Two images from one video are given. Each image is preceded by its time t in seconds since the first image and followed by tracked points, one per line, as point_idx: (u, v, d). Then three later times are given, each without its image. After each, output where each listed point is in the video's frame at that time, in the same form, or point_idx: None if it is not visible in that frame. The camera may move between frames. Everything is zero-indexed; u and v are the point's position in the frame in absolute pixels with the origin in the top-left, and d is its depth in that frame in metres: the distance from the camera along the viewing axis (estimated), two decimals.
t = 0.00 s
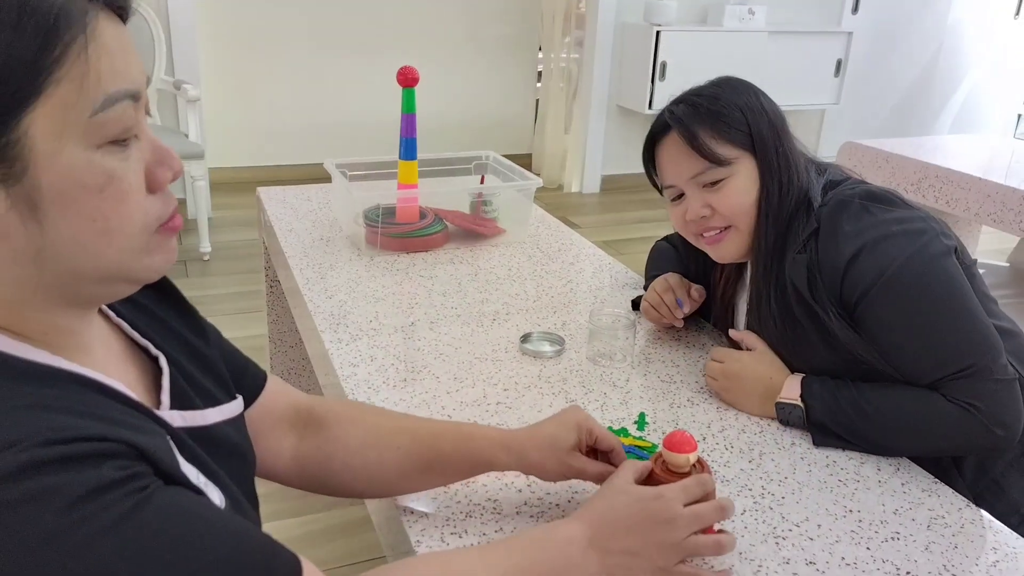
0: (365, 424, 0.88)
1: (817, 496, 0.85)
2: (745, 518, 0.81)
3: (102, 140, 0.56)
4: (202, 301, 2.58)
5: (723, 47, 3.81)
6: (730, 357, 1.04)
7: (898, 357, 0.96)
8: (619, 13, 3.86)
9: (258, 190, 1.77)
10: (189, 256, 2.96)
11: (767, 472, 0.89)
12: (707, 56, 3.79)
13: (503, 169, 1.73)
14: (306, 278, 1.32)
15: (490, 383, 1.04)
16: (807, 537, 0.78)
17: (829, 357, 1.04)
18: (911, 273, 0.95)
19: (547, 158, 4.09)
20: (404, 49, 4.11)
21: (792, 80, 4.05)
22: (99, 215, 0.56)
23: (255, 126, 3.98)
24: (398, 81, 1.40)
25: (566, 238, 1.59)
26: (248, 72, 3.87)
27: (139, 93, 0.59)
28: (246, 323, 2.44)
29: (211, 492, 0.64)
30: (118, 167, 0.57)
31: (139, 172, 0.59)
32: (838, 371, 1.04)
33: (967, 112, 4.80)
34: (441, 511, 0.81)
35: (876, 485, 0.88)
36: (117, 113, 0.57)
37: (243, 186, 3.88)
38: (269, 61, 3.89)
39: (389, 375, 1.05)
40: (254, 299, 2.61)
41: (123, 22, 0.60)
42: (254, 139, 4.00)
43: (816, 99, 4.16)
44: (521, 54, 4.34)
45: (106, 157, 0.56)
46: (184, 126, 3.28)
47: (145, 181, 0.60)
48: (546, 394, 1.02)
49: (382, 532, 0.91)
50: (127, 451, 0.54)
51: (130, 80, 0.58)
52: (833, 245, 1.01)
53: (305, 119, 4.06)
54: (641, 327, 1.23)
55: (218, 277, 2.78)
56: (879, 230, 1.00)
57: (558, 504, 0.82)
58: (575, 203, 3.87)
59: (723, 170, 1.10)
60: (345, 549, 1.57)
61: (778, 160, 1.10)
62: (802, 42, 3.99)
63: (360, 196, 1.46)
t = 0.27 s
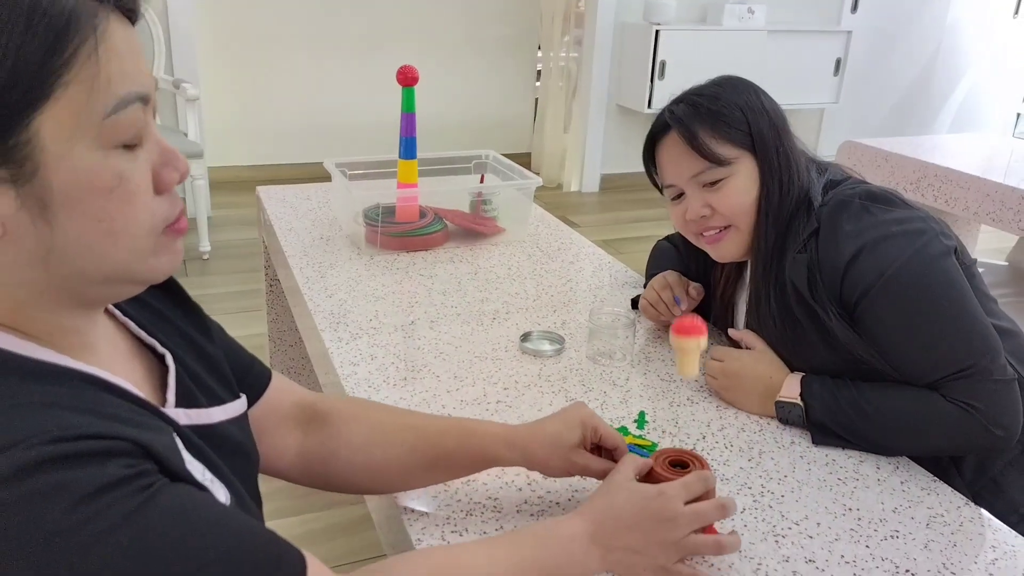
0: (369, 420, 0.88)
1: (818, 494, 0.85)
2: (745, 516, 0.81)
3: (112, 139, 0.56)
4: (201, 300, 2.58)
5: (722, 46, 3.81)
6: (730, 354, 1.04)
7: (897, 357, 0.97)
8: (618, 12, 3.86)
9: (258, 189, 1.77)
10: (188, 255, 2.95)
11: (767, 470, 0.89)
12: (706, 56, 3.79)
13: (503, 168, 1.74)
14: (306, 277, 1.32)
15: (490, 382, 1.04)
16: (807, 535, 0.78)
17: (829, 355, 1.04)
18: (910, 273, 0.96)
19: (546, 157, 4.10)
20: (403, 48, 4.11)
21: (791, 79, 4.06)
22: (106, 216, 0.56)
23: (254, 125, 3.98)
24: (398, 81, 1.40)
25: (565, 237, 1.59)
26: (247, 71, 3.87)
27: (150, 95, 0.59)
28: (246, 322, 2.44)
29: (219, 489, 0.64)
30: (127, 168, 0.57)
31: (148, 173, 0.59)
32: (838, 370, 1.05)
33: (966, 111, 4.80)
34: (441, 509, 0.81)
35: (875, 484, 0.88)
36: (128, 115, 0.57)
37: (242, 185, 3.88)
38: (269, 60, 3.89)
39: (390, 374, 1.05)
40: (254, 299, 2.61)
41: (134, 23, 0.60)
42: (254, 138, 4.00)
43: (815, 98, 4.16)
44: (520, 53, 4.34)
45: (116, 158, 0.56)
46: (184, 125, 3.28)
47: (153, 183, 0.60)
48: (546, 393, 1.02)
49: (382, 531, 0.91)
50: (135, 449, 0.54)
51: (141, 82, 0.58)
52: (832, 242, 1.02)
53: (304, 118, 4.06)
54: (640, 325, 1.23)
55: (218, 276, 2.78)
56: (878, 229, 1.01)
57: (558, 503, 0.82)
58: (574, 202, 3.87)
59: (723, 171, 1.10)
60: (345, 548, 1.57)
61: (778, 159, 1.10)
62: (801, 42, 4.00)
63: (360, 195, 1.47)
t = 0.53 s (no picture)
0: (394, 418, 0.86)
1: (818, 492, 0.85)
2: (746, 514, 0.81)
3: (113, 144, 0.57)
4: (202, 300, 2.58)
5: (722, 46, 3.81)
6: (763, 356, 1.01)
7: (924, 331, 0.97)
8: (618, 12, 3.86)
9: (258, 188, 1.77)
10: (189, 254, 2.96)
11: (767, 469, 0.89)
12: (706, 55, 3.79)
13: (504, 167, 1.74)
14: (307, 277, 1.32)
15: (491, 380, 1.04)
16: (807, 533, 0.78)
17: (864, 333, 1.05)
18: (940, 247, 0.97)
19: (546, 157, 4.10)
20: (405, 48, 4.11)
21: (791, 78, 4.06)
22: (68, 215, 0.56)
23: (255, 124, 3.98)
24: (399, 79, 1.40)
25: (566, 236, 1.60)
26: (247, 72, 3.88)
27: (155, 104, 0.60)
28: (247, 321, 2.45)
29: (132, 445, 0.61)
30: (119, 166, 0.57)
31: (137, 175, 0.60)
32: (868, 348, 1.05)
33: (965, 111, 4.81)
34: (444, 506, 0.81)
35: (876, 482, 0.88)
36: (133, 120, 0.57)
37: (243, 185, 3.88)
38: (269, 59, 3.90)
39: (391, 372, 1.05)
40: (255, 298, 2.61)
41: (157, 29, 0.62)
42: (255, 137, 4.00)
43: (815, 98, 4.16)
44: (521, 53, 4.34)
45: (111, 156, 0.57)
46: (185, 125, 3.28)
47: (138, 189, 0.61)
48: (548, 391, 1.03)
49: (384, 529, 0.91)
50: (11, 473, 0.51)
51: (148, 89, 0.58)
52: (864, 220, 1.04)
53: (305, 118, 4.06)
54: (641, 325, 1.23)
55: (219, 275, 2.78)
56: (910, 211, 1.02)
57: (560, 502, 0.82)
58: (574, 202, 3.87)
59: (750, 130, 1.11)
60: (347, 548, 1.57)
61: (814, 131, 1.09)
62: (802, 41, 4.00)
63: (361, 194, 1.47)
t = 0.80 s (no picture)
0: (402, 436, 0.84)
1: (815, 492, 0.86)
2: (745, 513, 0.82)
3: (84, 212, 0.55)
4: (203, 299, 2.59)
5: (721, 47, 3.82)
6: (1020, 372, 0.79)
7: None
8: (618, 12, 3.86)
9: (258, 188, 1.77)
10: (189, 254, 2.96)
11: (766, 469, 0.89)
12: (705, 55, 3.80)
13: (503, 168, 1.74)
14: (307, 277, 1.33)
15: (491, 380, 1.05)
16: (806, 533, 0.79)
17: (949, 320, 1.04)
18: None
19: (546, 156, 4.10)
20: (405, 48, 4.12)
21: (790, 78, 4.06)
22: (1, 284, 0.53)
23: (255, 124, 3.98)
24: (398, 80, 1.40)
25: (566, 236, 1.60)
26: (247, 72, 3.88)
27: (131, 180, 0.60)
28: (248, 321, 2.45)
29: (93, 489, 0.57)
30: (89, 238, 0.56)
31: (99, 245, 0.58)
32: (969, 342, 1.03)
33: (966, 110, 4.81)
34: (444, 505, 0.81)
35: (874, 482, 0.88)
36: (112, 194, 0.57)
37: (243, 185, 3.88)
38: (269, 59, 3.90)
39: (391, 372, 1.05)
40: (255, 297, 2.61)
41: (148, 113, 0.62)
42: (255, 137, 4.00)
43: (815, 97, 4.17)
44: (520, 53, 4.34)
45: (86, 227, 0.56)
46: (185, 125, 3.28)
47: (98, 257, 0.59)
48: (547, 391, 1.03)
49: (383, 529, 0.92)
50: None
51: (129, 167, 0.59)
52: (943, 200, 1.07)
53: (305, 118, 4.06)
54: (640, 325, 1.23)
55: (219, 275, 2.78)
56: None
57: (559, 501, 0.82)
58: (574, 201, 3.87)
59: (924, 67, 1.08)
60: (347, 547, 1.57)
61: (993, 107, 1.06)
62: (801, 41, 4.00)
63: (360, 194, 1.47)
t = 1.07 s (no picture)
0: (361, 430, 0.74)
1: (812, 488, 0.86)
2: (741, 510, 0.82)
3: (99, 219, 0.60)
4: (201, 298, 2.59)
5: (720, 46, 3.82)
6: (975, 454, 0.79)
7: None
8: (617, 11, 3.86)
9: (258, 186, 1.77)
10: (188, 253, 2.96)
11: (763, 465, 0.90)
12: (704, 54, 3.80)
13: (502, 167, 1.74)
14: (306, 275, 1.33)
15: (488, 378, 1.05)
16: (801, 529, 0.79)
17: None
18: None
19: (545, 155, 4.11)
20: (404, 47, 4.12)
21: (789, 77, 4.07)
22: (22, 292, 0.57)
23: (254, 123, 3.98)
24: (397, 79, 1.41)
25: (564, 235, 1.60)
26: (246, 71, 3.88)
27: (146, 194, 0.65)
28: (247, 320, 2.45)
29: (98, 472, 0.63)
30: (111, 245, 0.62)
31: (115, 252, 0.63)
32: None
33: (964, 110, 4.82)
34: (440, 502, 0.82)
35: (870, 478, 0.89)
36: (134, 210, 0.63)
37: (242, 183, 3.88)
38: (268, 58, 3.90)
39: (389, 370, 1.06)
40: (254, 297, 2.62)
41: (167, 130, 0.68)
42: (254, 136, 4.00)
43: (813, 97, 4.17)
44: (519, 52, 4.35)
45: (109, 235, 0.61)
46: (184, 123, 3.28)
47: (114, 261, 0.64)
48: (545, 389, 1.03)
49: (380, 525, 0.93)
50: None
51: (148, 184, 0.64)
52: None
53: (304, 117, 4.06)
54: (638, 323, 1.24)
55: (219, 274, 2.79)
56: None
57: (555, 497, 0.83)
58: (573, 201, 3.88)
59: None
60: (345, 544, 1.58)
61: None
62: (800, 40, 4.01)
63: (359, 193, 1.48)
